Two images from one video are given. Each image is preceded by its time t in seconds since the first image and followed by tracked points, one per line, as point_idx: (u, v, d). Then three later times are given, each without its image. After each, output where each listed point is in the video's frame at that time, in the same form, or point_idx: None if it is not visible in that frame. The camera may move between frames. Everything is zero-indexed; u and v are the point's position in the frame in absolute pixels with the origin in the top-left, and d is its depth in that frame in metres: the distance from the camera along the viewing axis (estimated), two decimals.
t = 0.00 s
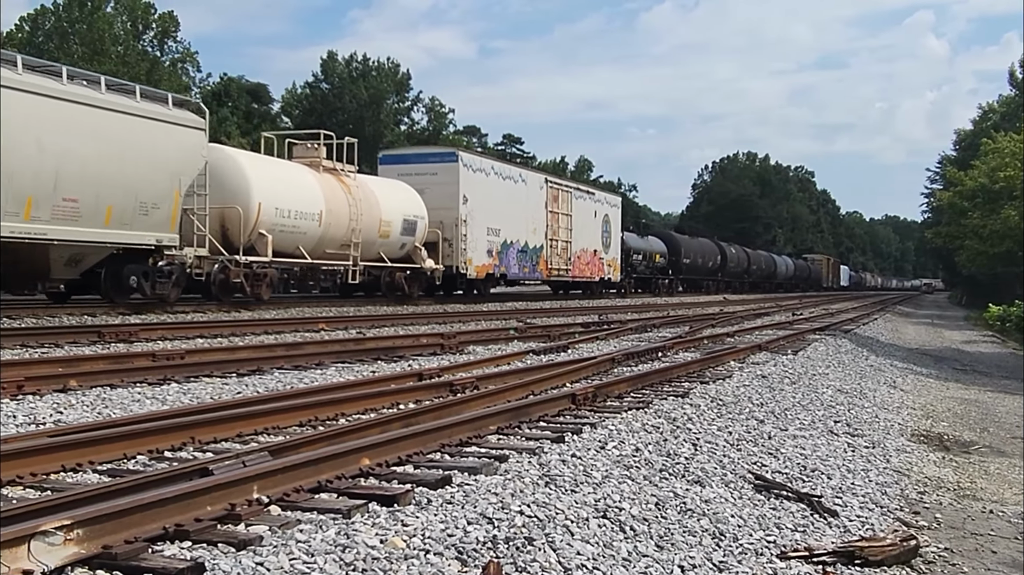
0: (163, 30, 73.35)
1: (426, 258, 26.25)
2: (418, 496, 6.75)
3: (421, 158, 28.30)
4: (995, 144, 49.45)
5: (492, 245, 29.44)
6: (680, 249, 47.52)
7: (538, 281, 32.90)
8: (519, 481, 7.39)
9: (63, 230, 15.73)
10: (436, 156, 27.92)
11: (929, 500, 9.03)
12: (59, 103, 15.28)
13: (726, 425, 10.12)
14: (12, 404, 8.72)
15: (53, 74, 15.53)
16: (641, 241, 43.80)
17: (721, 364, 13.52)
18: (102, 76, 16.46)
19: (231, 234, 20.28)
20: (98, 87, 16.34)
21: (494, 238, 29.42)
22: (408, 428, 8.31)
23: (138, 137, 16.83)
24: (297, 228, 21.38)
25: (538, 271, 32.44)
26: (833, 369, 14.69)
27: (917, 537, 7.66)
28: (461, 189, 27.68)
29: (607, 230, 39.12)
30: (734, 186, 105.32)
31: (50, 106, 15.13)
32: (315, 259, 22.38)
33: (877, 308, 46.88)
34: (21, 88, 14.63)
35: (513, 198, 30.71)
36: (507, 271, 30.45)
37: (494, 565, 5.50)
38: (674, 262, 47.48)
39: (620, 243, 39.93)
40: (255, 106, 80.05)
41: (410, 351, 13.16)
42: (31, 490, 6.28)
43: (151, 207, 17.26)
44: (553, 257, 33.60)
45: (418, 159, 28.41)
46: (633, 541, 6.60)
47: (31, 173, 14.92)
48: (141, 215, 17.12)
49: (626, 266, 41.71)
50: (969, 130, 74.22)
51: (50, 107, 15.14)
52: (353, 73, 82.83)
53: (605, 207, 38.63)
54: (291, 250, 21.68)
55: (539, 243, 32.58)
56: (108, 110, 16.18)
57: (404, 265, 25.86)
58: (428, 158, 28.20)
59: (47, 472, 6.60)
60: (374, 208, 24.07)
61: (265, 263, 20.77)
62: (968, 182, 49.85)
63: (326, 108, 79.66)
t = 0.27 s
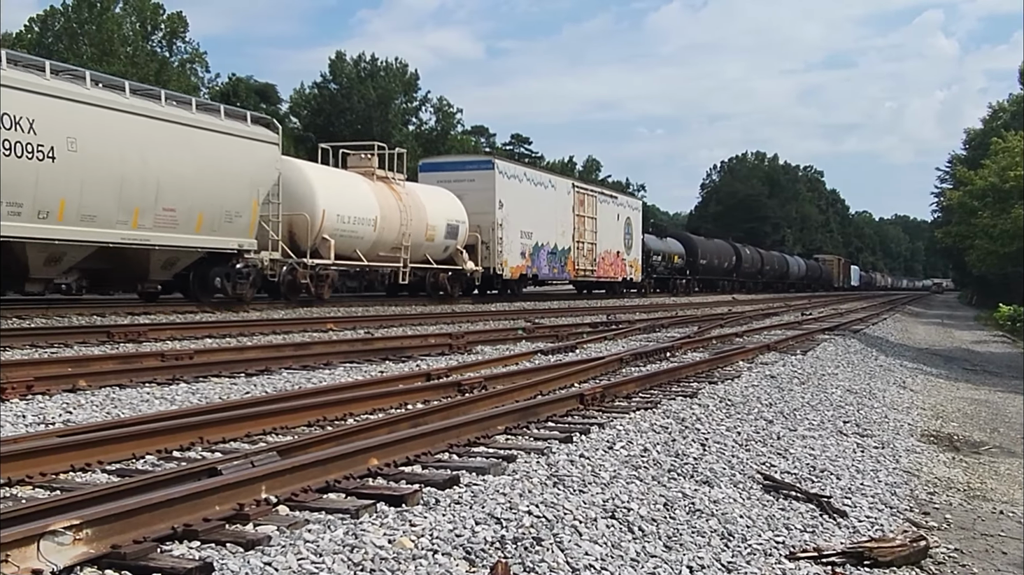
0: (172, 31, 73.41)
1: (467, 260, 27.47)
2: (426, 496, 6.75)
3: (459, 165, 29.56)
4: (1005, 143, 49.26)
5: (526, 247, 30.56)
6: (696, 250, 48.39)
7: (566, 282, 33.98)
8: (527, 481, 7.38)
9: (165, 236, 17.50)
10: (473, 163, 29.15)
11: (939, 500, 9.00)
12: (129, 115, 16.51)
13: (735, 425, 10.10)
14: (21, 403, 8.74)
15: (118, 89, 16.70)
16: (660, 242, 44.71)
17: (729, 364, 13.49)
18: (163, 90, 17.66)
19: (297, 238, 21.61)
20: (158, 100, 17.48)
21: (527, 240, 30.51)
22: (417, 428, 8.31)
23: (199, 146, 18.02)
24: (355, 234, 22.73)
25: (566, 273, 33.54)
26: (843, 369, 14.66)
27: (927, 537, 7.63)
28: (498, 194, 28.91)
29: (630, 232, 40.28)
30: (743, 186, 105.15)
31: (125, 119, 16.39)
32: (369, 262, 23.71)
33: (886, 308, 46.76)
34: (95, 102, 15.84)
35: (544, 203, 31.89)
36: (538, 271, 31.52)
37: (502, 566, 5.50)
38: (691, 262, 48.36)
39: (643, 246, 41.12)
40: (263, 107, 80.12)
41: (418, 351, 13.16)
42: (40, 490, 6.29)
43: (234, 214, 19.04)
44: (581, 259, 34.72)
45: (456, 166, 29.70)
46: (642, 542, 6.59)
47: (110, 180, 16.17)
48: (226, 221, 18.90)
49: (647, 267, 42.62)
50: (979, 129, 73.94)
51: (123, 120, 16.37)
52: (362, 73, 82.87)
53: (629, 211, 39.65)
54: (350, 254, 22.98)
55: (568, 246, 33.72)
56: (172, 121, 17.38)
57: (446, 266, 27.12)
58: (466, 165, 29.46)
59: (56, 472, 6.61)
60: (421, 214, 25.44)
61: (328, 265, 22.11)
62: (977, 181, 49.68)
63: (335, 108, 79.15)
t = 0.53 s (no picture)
0: (180, 31, 73.50)
1: (504, 261, 28.97)
2: (435, 496, 6.75)
3: (495, 172, 30.91)
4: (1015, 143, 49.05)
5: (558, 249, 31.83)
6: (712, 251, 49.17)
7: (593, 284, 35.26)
8: (536, 481, 7.38)
9: (247, 240, 19.65)
10: (509, 170, 30.45)
11: (948, 501, 8.98)
12: (187, 126, 18.07)
13: (744, 426, 10.09)
14: (32, 404, 8.76)
15: (175, 100, 18.25)
16: (678, 244, 45.64)
17: (738, 365, 13.47)
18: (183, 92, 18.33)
19: (357, 241, 23.22)
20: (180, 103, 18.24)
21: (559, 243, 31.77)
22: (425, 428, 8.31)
23: (251, 155, 19.55)
24: (409, 238, 24.26)
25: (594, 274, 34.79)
26: (852, 370, 14.63)
27: (937, 538, 7.61)
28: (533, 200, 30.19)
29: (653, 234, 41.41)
30: (752, 186, 104.97)
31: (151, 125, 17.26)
32: (419, 264, 25.11)
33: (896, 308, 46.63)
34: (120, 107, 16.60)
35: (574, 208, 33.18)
36: (567, 273, 32.80)
37: (511, 566, 5.50)
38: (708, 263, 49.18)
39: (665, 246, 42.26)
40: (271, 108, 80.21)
41: (427, 351, 13.16)
42: (50, 490, 6.30)
43: (303, 220, 21.03)
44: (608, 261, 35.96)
45: (492, 173, 31.08)
46: (650, 542, 6.58)
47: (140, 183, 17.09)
48: (297, 227, 20.91)
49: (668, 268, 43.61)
50: (989, 129, 73.65)
51: (153, 125, 17.30)
52: (370, 73, 82.84)
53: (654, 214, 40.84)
54: (402, 257, 24.40)
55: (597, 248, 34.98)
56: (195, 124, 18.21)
57: (485, 269, 28.46)
58: (502, 172, 30.78)
59: (66, 471, 6.62)
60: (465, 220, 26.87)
61: (383, 267, 23.60)
62: (987, 180, 49.49)
63: (342, 108, 79.93)
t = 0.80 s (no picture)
0: (188, 32, 73.62)
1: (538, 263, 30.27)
2: (444, 496, 6.75)
3: (527, 178, 32.34)
4: None
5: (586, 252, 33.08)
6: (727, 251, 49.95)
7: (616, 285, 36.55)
8: (544, 481, 7.38)
9: (316, 245, 20.90)
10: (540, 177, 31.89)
11: (957, 501, 8.97)
12: (267, 140, 19.47)
13: (753, 426, 10.08)
14: (42, 404, 8.79)
15: (254, 116, 19.58)
16: (694, 246, 46.56)
17: (746, 365, 13.45)
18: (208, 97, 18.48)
19: (407, 244, 24.54)
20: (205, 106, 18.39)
21: (587, 246, 32.99)
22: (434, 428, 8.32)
23: (321, 166, 20.89)
24: (453, 242, 25.71)
25: (618, 276, 35.98)
26: (860, 370, 14.61)
27: (946, 539, 7.60)
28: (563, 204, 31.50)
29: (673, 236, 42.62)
30: (759, 185, 104.82)
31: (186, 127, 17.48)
32: (462, 266, 26.53)
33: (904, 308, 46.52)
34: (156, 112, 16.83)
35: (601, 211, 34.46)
36: (594, 274, 33.99)
37: (520, 566, 5.50)
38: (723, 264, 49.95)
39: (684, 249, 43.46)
40: (279, 107, 80.26)
41: (435, 351, 13.16)
42: (60, 490, 6.31)
43: (364, 226, 22.28)
44: (631, 262, 37.23)
45: (524, 179, 32.42)
46: (659, 542, 6.58)
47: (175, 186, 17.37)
48: (358, 233, 22.19)
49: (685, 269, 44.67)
50: (997, 128, 73.42)
51: (239, 141, 18.71)
52: (377, 73, 82.88)
53: (674, 217, 42.11)
54: (447, 260, 25.84)
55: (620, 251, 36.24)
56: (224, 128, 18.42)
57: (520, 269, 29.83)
58: (534, 179, 32.21)
59: (75, 471, 6.63)
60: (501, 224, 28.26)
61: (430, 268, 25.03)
62: (996, 180, 49.33)
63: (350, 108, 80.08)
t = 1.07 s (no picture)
0: (197, 33, 73.85)
1: (568, 265, 32.06)
2: (453, 496, 6.76)
3: (556, 185, 34.26)
4: None
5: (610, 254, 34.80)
6: (741, 252, 50.85)
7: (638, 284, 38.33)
8: (554, 482, 7.38)
9: (375, 249, 23.01)
10: (568, 184, 33.82)
11: (967, 503, 8.95)
12: (331, 154, 21.69)
13: (761, 426, 10.07)
14: (52, 404, 8.82)
15: (321, 132, 21.85)
16: (710, 247, 47.72)
17: (755, 366, 13.45)
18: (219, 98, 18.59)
19: (451, 246, 26.38)
20: (254, 118, 19.78)
21: (611, 249, 34.93)
22: (442, 429, 8.33)
23: (377, 175, 23.05)
24: (493, 246, 27.35)
25: (640, 276, 37.79)
26: (869, 371, 14.58)
27: (955, 540, 7.58)
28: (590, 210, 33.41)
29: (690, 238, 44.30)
30: (767, 186, 104.74)
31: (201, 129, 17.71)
32: (502, 267, 28.32)
33: (913, 309, 46.42)
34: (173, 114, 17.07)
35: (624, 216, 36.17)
36: (619, 275, 35.76)
37: (530, 566, 5.50)
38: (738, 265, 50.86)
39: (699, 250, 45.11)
40: (287, 108, 80.45)
41: (444, 352, 13.17)
42: (71, 490, 6.33)
43: (414, 230, 24.28)
44: (652, 263, 38.94)
45: (554, 185, 34.39)
46: (668, 543, 6.58)
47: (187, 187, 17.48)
48: (410, 237, 24.18)
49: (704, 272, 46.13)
50: (1007, 128, 73.20)
51: (310, 155, 21.00)
52: (385, 74, 83.00)
53: (691, 219, 43.92)
54: (488, 262, 27.55)
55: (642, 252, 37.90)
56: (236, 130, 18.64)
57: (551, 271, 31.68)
58: (562, 185, 34.16)
59: (86, 471, 6.65)
60: (535, 228, 29.99)
61: (473, 270, 26.84)
62: (1005, 180, 49.14)
63: (358, 108, 80.17)
